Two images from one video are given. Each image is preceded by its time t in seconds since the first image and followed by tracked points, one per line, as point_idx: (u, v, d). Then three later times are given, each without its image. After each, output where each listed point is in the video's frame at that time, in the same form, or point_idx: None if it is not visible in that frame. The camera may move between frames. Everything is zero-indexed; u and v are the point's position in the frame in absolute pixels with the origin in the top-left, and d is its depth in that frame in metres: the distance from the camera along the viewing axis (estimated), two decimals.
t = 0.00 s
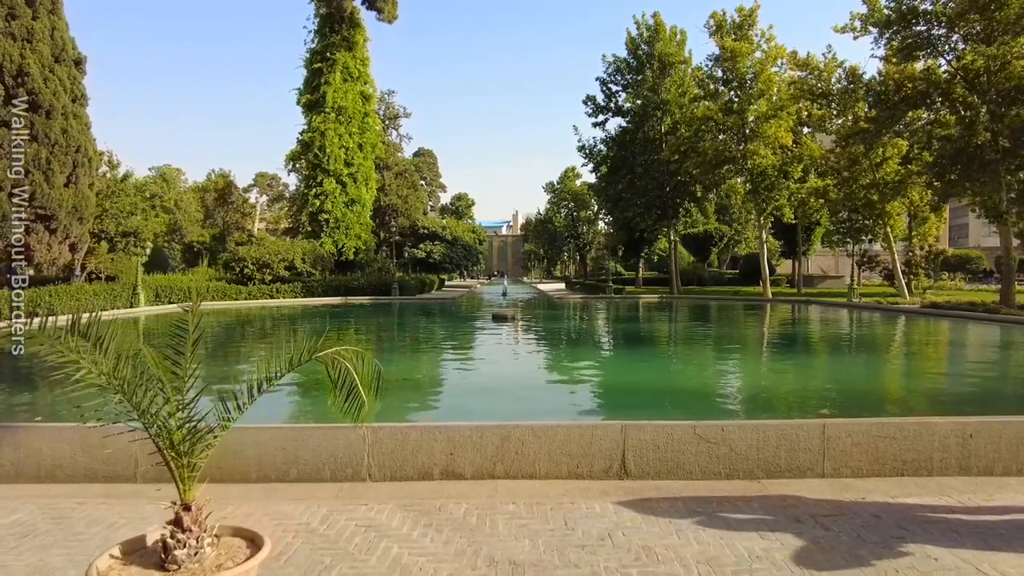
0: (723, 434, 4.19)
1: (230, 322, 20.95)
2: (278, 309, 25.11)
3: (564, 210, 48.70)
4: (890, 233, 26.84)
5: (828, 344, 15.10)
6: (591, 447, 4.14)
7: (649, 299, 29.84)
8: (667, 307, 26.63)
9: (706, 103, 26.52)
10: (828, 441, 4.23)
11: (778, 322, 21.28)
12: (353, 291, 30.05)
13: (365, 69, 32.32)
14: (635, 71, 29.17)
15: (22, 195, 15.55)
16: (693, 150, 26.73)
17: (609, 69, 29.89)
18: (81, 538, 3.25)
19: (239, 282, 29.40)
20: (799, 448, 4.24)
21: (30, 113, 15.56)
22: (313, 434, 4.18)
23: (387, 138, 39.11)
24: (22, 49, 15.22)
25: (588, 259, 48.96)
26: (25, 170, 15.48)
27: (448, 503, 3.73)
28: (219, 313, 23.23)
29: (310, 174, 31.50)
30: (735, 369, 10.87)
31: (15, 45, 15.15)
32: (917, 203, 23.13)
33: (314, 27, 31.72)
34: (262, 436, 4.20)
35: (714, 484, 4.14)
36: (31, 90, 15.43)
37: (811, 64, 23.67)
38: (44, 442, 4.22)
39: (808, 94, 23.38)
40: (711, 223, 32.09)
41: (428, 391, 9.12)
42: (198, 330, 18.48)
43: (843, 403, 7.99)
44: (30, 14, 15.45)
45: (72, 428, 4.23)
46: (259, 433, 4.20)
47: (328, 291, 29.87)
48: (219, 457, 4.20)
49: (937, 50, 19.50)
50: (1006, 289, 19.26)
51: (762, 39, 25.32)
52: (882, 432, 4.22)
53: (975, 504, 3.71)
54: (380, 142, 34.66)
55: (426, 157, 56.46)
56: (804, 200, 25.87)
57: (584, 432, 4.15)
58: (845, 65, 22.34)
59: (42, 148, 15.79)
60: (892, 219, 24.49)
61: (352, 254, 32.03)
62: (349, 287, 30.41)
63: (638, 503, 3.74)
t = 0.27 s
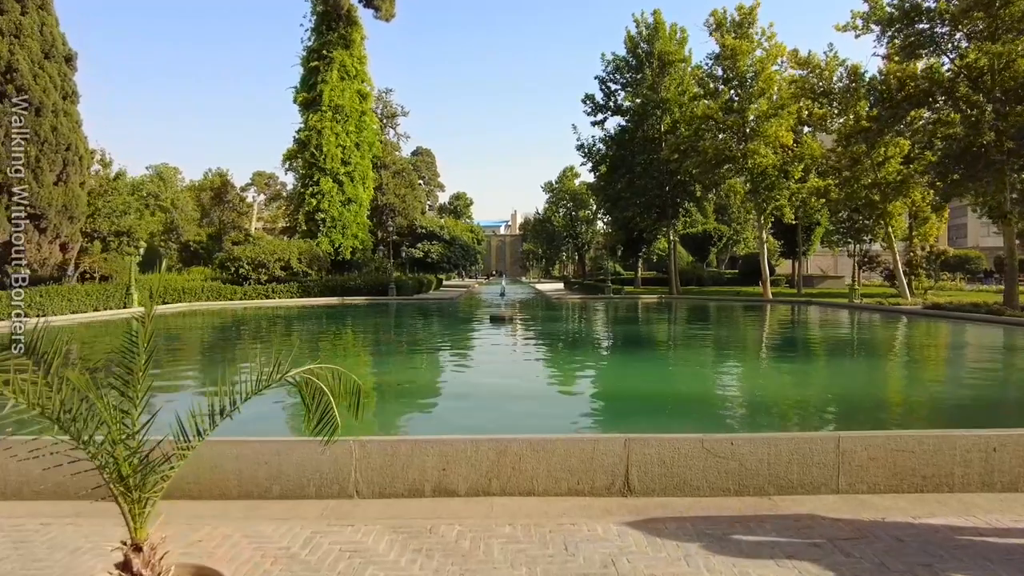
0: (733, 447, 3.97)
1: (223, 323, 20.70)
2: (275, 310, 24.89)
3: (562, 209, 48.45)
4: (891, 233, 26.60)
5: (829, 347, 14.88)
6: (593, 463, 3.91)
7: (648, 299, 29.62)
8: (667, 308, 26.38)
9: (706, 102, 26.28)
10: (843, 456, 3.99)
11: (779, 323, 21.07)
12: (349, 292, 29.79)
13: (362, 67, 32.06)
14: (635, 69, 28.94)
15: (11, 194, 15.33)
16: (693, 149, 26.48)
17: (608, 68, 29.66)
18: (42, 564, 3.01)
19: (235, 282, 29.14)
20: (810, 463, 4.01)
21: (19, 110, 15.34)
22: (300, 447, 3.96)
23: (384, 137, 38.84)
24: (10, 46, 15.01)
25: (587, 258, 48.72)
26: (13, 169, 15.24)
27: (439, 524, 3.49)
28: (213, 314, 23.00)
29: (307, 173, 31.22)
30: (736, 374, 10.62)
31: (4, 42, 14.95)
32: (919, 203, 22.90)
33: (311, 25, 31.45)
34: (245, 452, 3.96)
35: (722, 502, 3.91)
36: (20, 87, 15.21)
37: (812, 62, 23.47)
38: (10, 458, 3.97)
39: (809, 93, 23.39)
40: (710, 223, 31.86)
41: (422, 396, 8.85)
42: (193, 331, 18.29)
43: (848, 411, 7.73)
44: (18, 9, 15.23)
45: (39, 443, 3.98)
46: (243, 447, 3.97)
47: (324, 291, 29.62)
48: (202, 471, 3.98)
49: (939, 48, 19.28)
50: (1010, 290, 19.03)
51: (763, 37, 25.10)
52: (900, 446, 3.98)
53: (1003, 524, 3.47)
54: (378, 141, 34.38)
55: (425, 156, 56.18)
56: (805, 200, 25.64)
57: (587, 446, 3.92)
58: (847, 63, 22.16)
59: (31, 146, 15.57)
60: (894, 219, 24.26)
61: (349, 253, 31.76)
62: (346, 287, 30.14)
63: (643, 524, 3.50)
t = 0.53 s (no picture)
0: (742, 456, 3.73)
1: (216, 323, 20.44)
2: (269, 309, 24.62)
3: (560, 209, 48.18)
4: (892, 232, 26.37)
5: (830, 347, 14.64)
6: (593, 473, 3.67)
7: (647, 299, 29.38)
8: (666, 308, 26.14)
9: (705, 100, 26.05)
10: (858, 465, 3.75)
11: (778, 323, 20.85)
12: (344, 291, 29.50)
13: (359, 65, 31.78)
14: (633, 67, 28.69)
15: None
16: (692, 147, 26.25)
17: (606, 66, 29.41)
18: None
19: (229, 281, 28.85)
20: (824, 473, 3.76)
21: (7, 107, 15.14)
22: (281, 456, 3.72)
23: (381, 135, 38.55)
24: None
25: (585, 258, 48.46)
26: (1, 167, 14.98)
27: (428, 540, 3.24)
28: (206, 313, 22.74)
29: (303, 172, 30.94)
30: (735, 376, 10.39)
31: None
32: (920, 202, 22.69)
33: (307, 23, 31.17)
34: (222, 460, 3.72)
35: (731, 514, 3.66)
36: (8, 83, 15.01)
37: (812, 60, 23.25)
38: None
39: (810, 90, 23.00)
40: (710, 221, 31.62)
41: (413, 396, 8.61)
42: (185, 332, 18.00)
43: (853, 413, 7.49)
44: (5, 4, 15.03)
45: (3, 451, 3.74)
46: (221, 455, 3.73)
47: (320, 290, 29.34)
48: (175, 480, 3.73)
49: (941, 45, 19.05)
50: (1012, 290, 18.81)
51: (763, 34, 24.89)
52: (919, 454, 3.74)
53: None
54: (374, 139, 34.10)
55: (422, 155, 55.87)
56: (805, 199, 25.41)
57: (586, 455, 3.68)
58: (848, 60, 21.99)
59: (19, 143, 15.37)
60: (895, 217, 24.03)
61: (345, 252, 31.48)
62: (341, 286, 29.84)
63: (646, 539, 3.26)
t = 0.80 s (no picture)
0: (752, 469, 3.46)
1: (209, 324, 20.19)
2: (264, 310, 24.36)
3: (558, 209, 47.92)
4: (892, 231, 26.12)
5: (832, 348, 14.41)
6: (592, 488, 3.40)
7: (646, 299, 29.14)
8: (664, 308, 25.94)
9: (705, 98, 25.78)
10: (876, 478, 3.48)
11: (778, 323, 20.63)
12: (340, 291, 29.22)
13: (355, 63, 31.49)
14: (632, 65, 28.41)
15: None
16: (691, 145, 25.95)
17: (604, 63, 29.13)
18: None
19: (223, 281, 28.54)
20: (839, 488, 3.50)
21: None
22: (255, 469, 3.45)
23: (377, 134, 38.27)
24: None
25: (583, 257, 48.18)
26: None
27: (412, 565, 2.98)
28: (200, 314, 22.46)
29: (298, 171, 30.64)
30: (734, 378, 10.14)
31: None
32: (922, 201, 22.45)
33: (302, 21, 30.89)
34: (190, 474, 3.44)
35: (741, 532, 3.40)
36: None
37: (813, 57, 23.02)
38: None
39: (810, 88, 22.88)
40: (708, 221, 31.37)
41: (404, 400, 8.32)
42: (177, 333, 17.75)
43: (857, 416, 7.23)
44: None
45: None
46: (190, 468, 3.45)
47: (315, 290, 29.06)
48: (140, 496, 3.45)
49: (944, 42, 18.81)
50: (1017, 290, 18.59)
51: (763, 31, 24.63)
52: (942, 467, 3.47)
53: None
54: (371, 138, 33.81)
55: (419, 155, 55.58)
56: (805, 198, 25.17)
57: (584, 468, 3.41)
58: (848, 58, 21.78)
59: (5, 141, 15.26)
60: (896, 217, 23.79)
61: (341, 252, 31.19)
62: (337, 286, 29.55)
63: (651, 562, 3.00)
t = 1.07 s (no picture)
0: (768, 483, 3.22)
1: (203, 324, 19.93)
2: (260, 310, 24.11)
3: (558, 208, 47.68)
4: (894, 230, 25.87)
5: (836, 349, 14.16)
6: (596, 506, 3.16)
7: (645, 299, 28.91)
8: (664, 308, 25.70)
9: (705, 95, 25.53)
10: (903, 494, 3.22)
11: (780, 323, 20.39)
12: (337, 291, 28.96)
13: (352, 61, 31.23)
14: (631, 63, 28.14)
15: None
16: (692, 143, 25.69)
17: (604, 61, 28.89)
18: None
19: (219, 281, 28.28)
20: (862, 504, 3.25)
21: None
22: (233, 485, 3.19)
23: (375, 133, 38.00)
24: None
25: (583, 257, 47.93)
26: None
27: None
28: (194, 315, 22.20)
29: (295, 170, 30.39)
30: (736, 380, 9.88)
31: None
32: (925, 199, 22.21)
33: (299, 18, 30.63)
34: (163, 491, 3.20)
35: (757, 552, 3.15)
36: None
37: (814, 54, 22.79)
38: None
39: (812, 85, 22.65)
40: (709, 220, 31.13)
41: (398, 403, 8.06)
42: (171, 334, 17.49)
43: (862, 419, 6.98)
44: None
45: None
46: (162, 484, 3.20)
47: (312, 290, 28.80)
48: (108, 514, 3.20)
49: (948, 39, 18.56)
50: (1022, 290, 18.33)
51: (764, 28, 24.40)
52: (973, 483, 3.22)
53: None
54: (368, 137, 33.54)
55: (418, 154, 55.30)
56: (807, 196, 24.93)
57: (588, 484, 3.17)
58: (850, 55, 21.56)
59: None
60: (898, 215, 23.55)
61: (338, 252, 30.93)
62: (334, 286, 29.29)
63: None
